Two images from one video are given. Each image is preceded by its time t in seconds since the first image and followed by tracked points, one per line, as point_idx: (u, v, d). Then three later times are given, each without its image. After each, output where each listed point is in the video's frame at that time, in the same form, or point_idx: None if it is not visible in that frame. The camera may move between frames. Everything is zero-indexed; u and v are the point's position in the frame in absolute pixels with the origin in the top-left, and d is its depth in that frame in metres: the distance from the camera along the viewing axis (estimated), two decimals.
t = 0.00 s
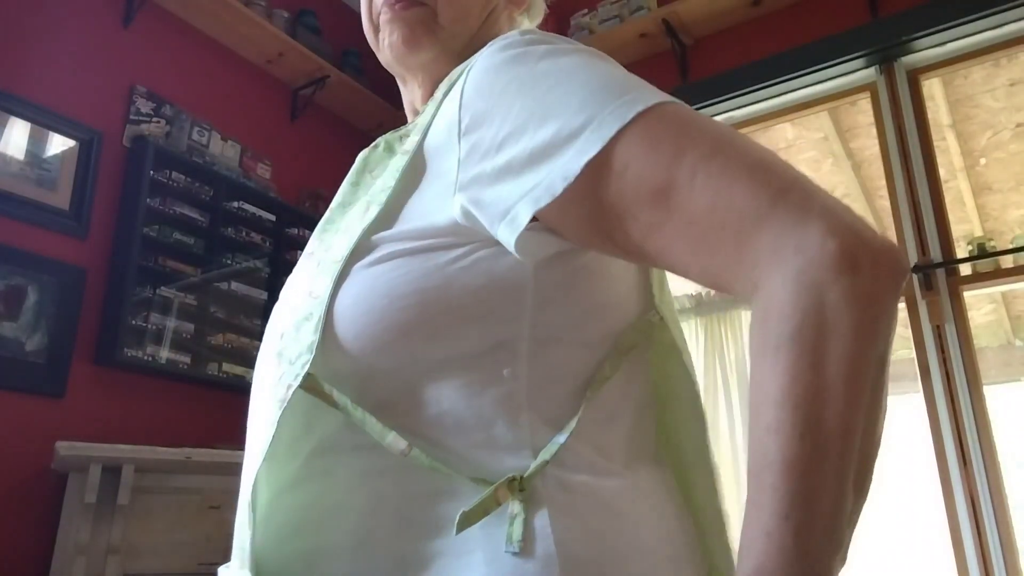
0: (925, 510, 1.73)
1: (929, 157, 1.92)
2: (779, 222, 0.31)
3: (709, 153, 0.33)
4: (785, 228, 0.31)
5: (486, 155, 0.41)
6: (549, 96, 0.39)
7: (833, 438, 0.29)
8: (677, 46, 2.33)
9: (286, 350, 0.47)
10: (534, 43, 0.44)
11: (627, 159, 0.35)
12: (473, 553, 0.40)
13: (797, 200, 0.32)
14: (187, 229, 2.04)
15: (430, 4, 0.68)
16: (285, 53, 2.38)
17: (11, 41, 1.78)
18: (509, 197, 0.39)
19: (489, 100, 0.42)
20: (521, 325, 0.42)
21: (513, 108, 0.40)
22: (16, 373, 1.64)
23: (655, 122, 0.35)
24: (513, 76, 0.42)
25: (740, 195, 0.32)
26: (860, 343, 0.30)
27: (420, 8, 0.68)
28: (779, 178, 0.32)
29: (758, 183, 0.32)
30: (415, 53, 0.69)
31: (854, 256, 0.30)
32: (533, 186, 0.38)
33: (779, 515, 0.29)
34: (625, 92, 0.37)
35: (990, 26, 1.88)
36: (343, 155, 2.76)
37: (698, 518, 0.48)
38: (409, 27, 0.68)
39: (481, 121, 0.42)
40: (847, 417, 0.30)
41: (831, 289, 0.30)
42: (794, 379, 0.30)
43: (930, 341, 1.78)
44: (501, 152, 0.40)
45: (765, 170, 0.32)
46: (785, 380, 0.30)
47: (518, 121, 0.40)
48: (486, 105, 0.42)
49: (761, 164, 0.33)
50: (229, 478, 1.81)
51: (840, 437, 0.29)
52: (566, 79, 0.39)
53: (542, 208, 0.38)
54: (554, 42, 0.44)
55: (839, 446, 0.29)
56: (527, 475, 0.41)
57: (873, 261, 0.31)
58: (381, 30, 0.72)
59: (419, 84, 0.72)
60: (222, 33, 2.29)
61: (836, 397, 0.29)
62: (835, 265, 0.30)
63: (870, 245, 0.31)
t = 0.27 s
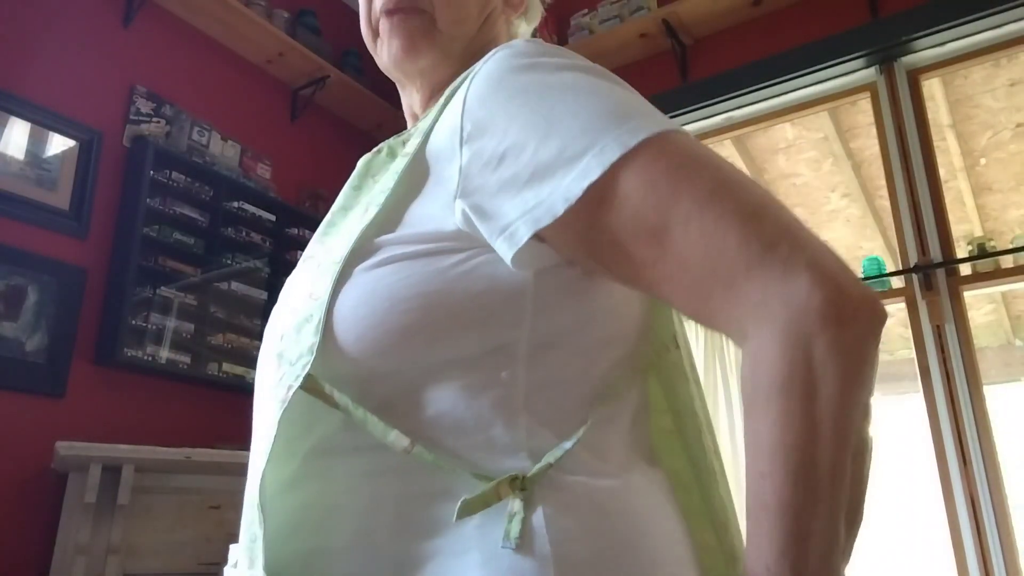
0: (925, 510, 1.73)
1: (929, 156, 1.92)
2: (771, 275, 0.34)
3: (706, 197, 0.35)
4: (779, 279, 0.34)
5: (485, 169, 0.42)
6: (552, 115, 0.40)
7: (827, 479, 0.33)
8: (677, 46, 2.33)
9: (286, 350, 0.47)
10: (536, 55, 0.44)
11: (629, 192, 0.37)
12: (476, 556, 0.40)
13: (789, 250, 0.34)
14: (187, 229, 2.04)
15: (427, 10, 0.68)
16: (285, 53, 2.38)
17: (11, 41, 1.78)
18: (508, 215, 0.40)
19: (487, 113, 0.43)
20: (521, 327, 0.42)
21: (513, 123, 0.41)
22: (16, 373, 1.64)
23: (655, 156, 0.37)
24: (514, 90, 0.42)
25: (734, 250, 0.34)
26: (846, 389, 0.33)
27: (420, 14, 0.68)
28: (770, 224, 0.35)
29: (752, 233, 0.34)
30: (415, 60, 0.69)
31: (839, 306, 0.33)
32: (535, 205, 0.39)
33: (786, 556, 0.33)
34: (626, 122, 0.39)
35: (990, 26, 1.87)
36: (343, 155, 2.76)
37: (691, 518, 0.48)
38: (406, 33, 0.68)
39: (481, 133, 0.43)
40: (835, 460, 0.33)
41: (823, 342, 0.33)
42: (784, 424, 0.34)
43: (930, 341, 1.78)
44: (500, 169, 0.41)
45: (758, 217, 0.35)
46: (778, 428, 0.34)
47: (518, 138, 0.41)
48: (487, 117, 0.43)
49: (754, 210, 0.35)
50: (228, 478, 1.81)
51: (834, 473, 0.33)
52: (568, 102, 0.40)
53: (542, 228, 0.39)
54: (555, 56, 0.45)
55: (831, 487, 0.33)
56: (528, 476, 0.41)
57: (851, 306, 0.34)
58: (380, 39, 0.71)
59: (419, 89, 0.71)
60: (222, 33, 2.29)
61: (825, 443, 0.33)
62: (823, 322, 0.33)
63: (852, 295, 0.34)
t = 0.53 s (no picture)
0: (925, 510, 1.73)
1: (929, 156, 1.92)
2: (766, 285, 0.34)
3: (702, 204, 0.35)
4: (771, 289, 0.34)
5: (491, 169, 0.42)
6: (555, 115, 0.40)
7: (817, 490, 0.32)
8: (677, 46, 2.33)
9: (290, 346, 0.47)
10: (542, 58, 0.45)
11: (628, 195, 0.37)
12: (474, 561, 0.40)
13: (783, 260, 0.34)
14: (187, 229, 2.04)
15: (433, 13, 0.68)
16: (285, 52, 2.38)
17: (11, 41, 1.78)
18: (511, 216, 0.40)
19: (494, 114, 0.43)
20: (524, 332, 0.42)
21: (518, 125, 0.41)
22: (17, 373, 1.64)
23: (654, 160, 0.37)
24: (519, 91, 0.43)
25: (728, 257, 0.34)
26: (838, 398, 0.33)
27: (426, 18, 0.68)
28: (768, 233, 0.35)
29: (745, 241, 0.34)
30: (422, 63, 0.69)
31: (831, 319, 0.33)
32: (538, 206, 0.39)
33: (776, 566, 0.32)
34: (626, 125, 0.39)
35: (990, 26, 1.87)
36: (343, 155, 2.76)
37: (689, 515, 0.48)
38: (412, 37, 0.68)
39: (487, 133, 0.43)
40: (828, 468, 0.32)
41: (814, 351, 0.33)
42: (775, 430, 0.33)
43: (930, 341, 1.78)
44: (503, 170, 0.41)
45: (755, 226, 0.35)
46: (767, 434, 0.33)
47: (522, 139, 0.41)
48: (494, 118, 0.43)
49: (750, 220, 0.35)
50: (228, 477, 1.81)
51: (825, 484, 0.32)
52: (571, 103, 0.40)
53: (547, 229, 0.39)
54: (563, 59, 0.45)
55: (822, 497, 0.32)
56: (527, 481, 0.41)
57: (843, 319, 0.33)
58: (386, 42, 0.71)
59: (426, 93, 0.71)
60: (222, 33, 2.29)
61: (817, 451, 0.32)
62: (815, 332, 0.33)
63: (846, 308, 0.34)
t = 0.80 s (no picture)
0: (924, 510, 1.73)
1: (929, 156, 1.92)
2: (720, 303, 0.30)
3: (673, 221, 0.32)
4: (727, 309, 0.29)
5: (497, 174, 0.40)
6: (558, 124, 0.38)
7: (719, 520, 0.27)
8: (677, 46, 2.33)
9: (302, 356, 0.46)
10: (552, 67, 0.43)
11: (605, 207, 0.34)
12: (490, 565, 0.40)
13: (743, 285, 0.30)
14: (187, 229, 2.04)
15: (436, 15, 0.68)
16: (285, 52, 2.38)
17: (11, 40, 1.78)
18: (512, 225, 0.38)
19: (499, 123, 0.42)
20: (537, 339, 0.41)
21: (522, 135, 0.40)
22: (16, 373, 1.64)
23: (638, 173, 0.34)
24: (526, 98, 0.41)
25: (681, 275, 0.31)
26: (769, 436, 0.28)
27: (430, 18, 0.68)
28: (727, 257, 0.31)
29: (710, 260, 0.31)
30: (423, 63, 0.69)
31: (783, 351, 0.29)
32: (538, 212, 0.37)
33: None
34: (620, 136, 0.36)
35: (989, 26, 1.87)
36: (343, 155, 2.76)
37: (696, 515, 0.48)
38: (415, 39, 0.68)
39: (493, 136, 0.42)
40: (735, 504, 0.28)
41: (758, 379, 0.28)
42: (685, 449, 0.28)
43: (930, 341, 1.78)
44: (504, 177, 0.39)
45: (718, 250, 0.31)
46: (674, 448, 0.28)
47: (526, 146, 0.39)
48: (502, 124, 0.41)
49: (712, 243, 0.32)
50: (227, 477, 1.81)
51: (727, 523, 0.27)
52: (574, 109, 0.39)
53: (544, 238, 0.37)
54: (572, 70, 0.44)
55: (723, 533, 0.27)
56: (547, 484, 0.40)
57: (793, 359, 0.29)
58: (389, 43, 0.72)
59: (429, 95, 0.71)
60: (222, 33, 2.29)
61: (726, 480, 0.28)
62: (760, 355, 0.28)
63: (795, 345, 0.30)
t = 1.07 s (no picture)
0: (924, 510, 1.73)
1: (929, 156, 1.92)
2: (576, 277, 0.28)
3: (580, 205, 0.31)
4: (578, 287, 0.28)
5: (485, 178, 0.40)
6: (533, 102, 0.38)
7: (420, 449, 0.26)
8: (677, 46, 2.33)
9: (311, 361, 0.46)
10: (548, 64, 0.43)
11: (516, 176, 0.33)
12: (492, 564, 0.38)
13: (610, 281, 0.29)
14: (187, 229, 2.04)
15: (442, 18, 0.67)
16: (285, 53, 2.39)
17: (11, 40, 1.78)
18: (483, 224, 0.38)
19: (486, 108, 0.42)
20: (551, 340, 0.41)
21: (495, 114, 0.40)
22: (16, 373, 1.64)
23: (574, 156, 0.33)
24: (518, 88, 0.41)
25: (553, 243, 0.30)
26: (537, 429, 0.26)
27: (434, 20, 0.68)
28: (617, 256, 0.30)
29: (593, 249, 0.29)
30: (428, 65, 0.68)
31: (611, 365, 0.27)
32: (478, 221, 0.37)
33: (325, 483, 0.27)
34: (567, 124, 0.35)
35: (990, 26, 1.87)
36: (343, 155, 2.76)
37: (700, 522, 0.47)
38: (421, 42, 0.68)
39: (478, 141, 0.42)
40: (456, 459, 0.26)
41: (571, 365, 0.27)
42: (445, 370, 0.27)
43: (930, 341, 1.78)
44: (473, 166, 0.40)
45: (611, 246, 0.30)
46: (437, 365, 0.28)
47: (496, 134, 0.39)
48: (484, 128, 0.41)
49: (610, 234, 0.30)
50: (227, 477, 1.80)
51: (436, 457, 0.26)
52: (535, 105, 0.38)
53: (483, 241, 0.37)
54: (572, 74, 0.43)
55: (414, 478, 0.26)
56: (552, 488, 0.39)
57: (621, 382, 0.27)
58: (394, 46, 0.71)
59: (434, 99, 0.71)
60: (222, 33, 2.29)
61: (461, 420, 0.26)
62: (567, 330, 0.27)
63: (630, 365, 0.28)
